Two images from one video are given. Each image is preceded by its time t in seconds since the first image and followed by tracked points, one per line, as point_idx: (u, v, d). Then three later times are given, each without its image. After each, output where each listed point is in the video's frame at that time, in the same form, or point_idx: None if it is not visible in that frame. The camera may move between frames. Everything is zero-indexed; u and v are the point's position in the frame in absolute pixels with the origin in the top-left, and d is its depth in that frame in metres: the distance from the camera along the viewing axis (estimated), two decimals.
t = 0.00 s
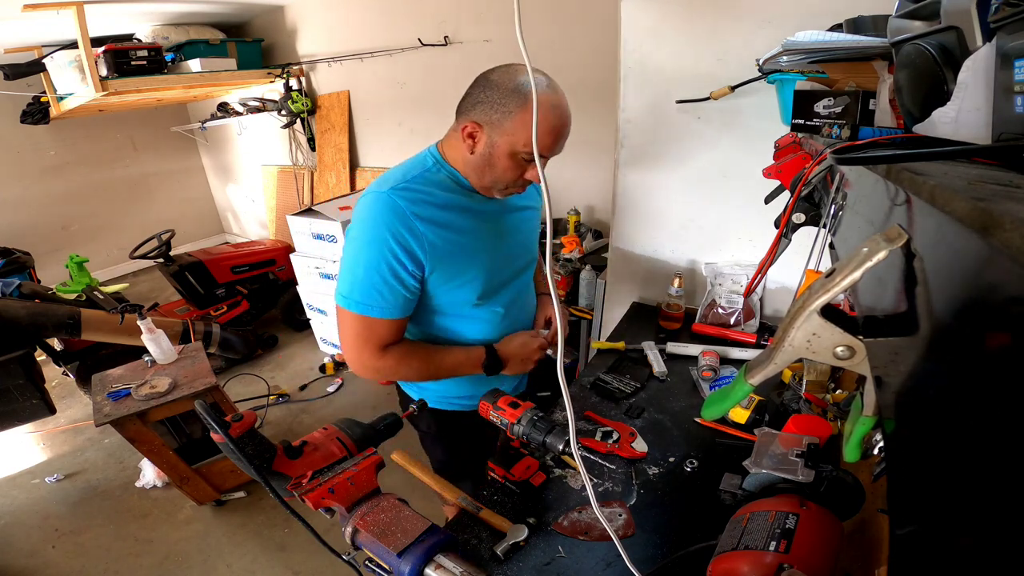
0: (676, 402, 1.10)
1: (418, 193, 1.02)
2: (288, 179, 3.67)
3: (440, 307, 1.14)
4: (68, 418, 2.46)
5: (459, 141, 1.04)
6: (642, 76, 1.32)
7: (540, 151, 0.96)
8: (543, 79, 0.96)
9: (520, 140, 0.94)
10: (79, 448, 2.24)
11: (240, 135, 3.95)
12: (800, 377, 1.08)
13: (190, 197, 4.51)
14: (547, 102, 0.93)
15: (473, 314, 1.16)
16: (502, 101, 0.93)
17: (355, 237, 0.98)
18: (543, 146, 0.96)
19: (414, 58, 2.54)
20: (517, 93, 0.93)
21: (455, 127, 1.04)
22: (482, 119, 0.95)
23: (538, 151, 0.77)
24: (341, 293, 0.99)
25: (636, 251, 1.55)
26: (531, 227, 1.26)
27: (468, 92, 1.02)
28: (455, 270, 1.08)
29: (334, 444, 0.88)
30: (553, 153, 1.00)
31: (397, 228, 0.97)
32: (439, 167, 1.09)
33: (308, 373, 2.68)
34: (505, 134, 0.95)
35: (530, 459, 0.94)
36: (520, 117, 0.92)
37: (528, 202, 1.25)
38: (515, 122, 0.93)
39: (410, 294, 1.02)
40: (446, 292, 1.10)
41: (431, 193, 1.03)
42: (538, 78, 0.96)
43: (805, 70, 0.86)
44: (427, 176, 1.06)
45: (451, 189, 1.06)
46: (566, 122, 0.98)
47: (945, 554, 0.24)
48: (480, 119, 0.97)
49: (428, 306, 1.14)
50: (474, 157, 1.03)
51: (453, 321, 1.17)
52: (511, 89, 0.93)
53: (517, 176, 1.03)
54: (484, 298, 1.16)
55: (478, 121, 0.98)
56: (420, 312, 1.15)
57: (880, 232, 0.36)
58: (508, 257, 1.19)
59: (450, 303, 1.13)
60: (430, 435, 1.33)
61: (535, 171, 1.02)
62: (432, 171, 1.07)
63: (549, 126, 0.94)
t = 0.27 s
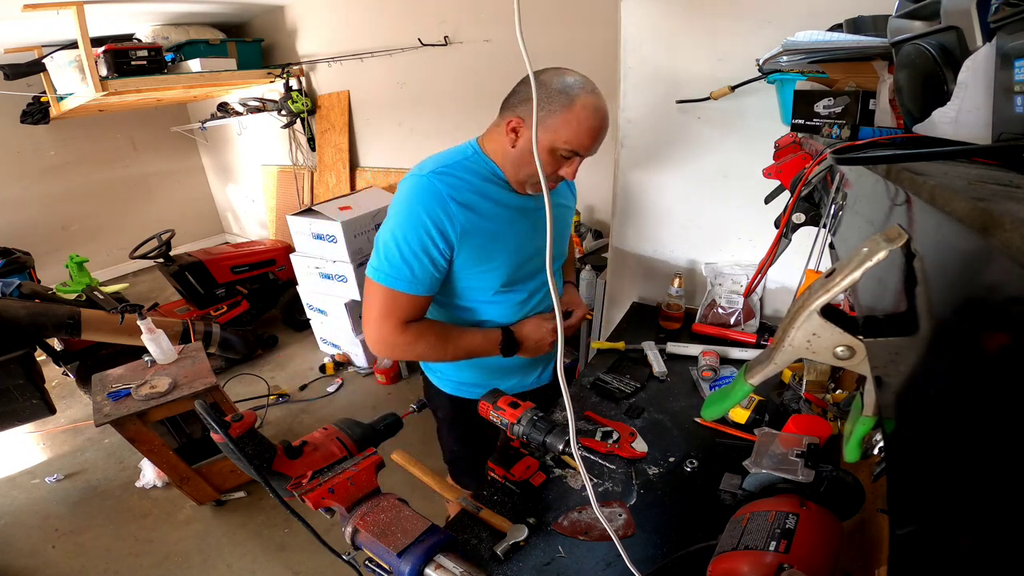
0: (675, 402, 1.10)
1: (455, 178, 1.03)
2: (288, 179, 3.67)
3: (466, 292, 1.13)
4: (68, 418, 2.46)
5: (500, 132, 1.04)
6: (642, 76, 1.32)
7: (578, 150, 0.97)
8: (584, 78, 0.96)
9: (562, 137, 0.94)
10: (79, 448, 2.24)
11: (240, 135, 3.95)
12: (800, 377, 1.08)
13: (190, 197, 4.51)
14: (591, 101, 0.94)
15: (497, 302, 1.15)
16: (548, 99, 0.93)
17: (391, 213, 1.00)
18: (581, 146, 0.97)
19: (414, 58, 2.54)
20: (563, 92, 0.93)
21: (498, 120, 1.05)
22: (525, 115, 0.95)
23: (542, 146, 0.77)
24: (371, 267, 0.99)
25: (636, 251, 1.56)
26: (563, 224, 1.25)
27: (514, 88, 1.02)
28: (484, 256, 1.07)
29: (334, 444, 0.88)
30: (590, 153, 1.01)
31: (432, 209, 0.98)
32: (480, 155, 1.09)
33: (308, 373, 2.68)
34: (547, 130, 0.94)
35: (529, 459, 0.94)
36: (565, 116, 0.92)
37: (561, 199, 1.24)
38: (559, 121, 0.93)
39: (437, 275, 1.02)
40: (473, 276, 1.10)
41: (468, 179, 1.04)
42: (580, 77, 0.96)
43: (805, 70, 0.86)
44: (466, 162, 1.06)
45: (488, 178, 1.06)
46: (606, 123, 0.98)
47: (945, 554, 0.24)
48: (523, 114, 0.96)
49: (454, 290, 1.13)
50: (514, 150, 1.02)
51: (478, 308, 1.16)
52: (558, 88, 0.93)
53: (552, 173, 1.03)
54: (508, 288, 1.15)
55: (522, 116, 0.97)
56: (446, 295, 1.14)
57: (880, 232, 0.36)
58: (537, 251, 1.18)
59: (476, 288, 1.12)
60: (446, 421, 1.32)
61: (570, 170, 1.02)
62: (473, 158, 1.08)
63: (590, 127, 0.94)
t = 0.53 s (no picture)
0: (676, 402, 1.10)
1: (477, 171, 1.03)
2: (288, 179, 3.67)
3: (483, 285, 1.13)
4: (68, 418, 2.46)
5: (521, 128, 1.04)
6: (642, 76, 1.32)
7: (595, 150, 0.96)
8: (603, 79, 0.96)
9: (580, 137, 0.94)
10: (79, 448, 2.24)
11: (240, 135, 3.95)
12: (800, 377, 1.08)
13: (190, 197, 4.51)
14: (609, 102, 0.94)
15: (513, 297, 1.15)
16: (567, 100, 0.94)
17: (413, 203, 1.00)
18: (598, 147, 0.96)
19: (414, 58, 2.54)
20: (584, 94, 0.93)
21: (519, 116, 1.05)
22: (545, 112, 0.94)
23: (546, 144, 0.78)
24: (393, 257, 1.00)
25: (636, 250, 1.56)
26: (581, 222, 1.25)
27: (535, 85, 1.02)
28: (502, 250, 1.07)
29: (334, 444, 0.88)
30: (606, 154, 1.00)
31: (454, 201, 0.98)
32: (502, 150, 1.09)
33: (308, 373, 2.68)
34: (566, 130, 0.94)
35: (529, 459, 0.94)
36: (586, 115, 0.92)
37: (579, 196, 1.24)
38: (579, 120, 0.93)
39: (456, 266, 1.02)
40: (491, 270, 1.10)
41: (490, 173, 1.04)
42: (600, 78, 0.96)
43: (805, 70, 0.86)
44: (488, 156, 1.07)
45: (510, 173, 1.06)
46: (625, 122, 0.98)
47: (945, 554, 0.24)
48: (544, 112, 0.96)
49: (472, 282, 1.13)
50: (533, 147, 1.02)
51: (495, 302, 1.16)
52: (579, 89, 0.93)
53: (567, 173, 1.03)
54: (525, 284, 1.15)
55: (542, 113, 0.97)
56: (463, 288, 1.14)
57: (880, 232, 0.36)
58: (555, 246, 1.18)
59: (493, 281, 1.12)
60: (455, 413, 1.32)
61: (586, 169, 1.01)
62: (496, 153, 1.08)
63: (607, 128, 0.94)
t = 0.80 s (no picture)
0: (676, 402, 1.10)
1: (478, 167, 1.03)
2: (288, 179, 3.67)
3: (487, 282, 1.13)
4: (68, 418, 2.46)
5: (520, 124, 1.05)
6: (642, 76, 1.32)
7: (592, 145, 0.96)
8: (601, 77, 0.96)
9: (577, 132, 0.94)
10: (79, 448, 2.24)
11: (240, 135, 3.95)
12: (800, 377, 1.08)
13: (190, 197, 4.51)
14: (605, 97, 0.94)
15: (517, 293, 1.14)
16: (563, 97, 0.94)
17: (416, 200, 1.01)
18: (595, 141, 0.96)
19: (414, 58, 2.54)
20: (582, 89, 0.93)
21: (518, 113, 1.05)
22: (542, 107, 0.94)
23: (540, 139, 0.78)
24: (397, 254, 1.00)
25: (636, 250, 1.56)
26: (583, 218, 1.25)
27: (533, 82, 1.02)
28: (506, 244, 1.07)
29: (334, 444, 0.88)
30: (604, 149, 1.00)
31: (456, 196, 0.99)
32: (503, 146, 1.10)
33: (308, 373, 2.68)
34: (563, 125, 0.94)
35: (529, 459, 0.94)
36: (583, 110, 0.92)
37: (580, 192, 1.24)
38: (576, 115, 0.93)
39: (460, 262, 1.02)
40: (494, 266, 1.10)
41: (490, 168, 1.04)
42: (597, 75, 0.96)
43: (805, 70, 0.86)
44: (488, 152, 1.07)
45: (511, 168, 1.06)
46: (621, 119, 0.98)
47: (945, 555, 0.24)
48: (541, 106, 0.97)
49: (477, 279, 1.13)
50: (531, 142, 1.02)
51: (500, 298, 1.16)
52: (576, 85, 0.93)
53: (565, 168, 1.02)
54: (529, 280, 1.14)
55: (540, 108, 0.97)
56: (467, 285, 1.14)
57: (880, 232, 0.36)
58: (558, 241, 1.18)
59: (498, 278, 1.12)
60: (457, 413, 1.32)
61: (582, 164, 1.01)
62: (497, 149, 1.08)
63: (604, 123, 0.94)
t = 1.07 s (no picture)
0: (676, 402, 1.10)
1: (472, 168, 1.03)
2: (288, 179, 3.67)
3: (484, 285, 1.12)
4: (68, 418, 2.46)
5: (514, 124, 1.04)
6: (642, 76, 1.32)
7: (589, 141, 0.96)
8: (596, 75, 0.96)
9: (573, 128, 0.93)
10: (79, 448, 2.24)
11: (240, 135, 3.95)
12: (800, 377, 1.08)
13: (190, 197, 4.51)
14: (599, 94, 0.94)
15: (514, 294, 1.14)
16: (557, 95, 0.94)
17: (411, 203, 1.01)
18: (592, 137, 0.96)
19: (414, 58, 2.54)
20: (576, 86, 0.93)
21: (512, 113, 1.05)
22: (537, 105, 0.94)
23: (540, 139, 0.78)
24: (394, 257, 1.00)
25: (636, 250, 1.56)
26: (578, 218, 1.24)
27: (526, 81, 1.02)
28: (502, 246, 1.07)
29: (334, 444, 0.88)
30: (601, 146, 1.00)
31: (450, 199, 0.99)
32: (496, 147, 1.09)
33: (308, 373, 2.68)
34: (558, 122, 0.94)
35: (529, 459, 0.94)
36: (577, 107, 0.92)
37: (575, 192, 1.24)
38: (571, 112, 0.93)
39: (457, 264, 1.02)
40: (491, 268, 1.09)
41: (485, 169, 1.04)
42: (591, 72, 0.96)
43: (805, 70, 0.86)
44: (482, 154, 1.07)
45: (505, 169, 1.06)
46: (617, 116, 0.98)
47: (945, 555, 0.24)
48: (536, 106, 0.96)
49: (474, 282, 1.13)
50: (526, 142, 1.02)
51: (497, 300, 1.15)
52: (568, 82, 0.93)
53: (563, 166, 1.02)
54: (525, 280, 1.14)
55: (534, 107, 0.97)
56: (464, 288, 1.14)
57: (880, 232, 0.36)
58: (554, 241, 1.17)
59: (496, 280, 1.12)
60: (454, 415, 1.32)
61: (580, 161, 1.01)
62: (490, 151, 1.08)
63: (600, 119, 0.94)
